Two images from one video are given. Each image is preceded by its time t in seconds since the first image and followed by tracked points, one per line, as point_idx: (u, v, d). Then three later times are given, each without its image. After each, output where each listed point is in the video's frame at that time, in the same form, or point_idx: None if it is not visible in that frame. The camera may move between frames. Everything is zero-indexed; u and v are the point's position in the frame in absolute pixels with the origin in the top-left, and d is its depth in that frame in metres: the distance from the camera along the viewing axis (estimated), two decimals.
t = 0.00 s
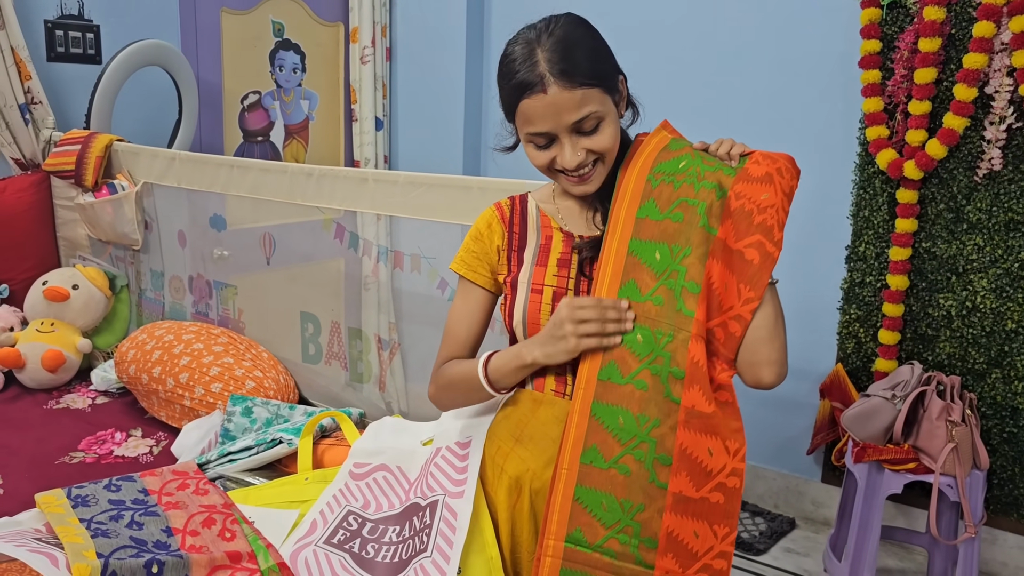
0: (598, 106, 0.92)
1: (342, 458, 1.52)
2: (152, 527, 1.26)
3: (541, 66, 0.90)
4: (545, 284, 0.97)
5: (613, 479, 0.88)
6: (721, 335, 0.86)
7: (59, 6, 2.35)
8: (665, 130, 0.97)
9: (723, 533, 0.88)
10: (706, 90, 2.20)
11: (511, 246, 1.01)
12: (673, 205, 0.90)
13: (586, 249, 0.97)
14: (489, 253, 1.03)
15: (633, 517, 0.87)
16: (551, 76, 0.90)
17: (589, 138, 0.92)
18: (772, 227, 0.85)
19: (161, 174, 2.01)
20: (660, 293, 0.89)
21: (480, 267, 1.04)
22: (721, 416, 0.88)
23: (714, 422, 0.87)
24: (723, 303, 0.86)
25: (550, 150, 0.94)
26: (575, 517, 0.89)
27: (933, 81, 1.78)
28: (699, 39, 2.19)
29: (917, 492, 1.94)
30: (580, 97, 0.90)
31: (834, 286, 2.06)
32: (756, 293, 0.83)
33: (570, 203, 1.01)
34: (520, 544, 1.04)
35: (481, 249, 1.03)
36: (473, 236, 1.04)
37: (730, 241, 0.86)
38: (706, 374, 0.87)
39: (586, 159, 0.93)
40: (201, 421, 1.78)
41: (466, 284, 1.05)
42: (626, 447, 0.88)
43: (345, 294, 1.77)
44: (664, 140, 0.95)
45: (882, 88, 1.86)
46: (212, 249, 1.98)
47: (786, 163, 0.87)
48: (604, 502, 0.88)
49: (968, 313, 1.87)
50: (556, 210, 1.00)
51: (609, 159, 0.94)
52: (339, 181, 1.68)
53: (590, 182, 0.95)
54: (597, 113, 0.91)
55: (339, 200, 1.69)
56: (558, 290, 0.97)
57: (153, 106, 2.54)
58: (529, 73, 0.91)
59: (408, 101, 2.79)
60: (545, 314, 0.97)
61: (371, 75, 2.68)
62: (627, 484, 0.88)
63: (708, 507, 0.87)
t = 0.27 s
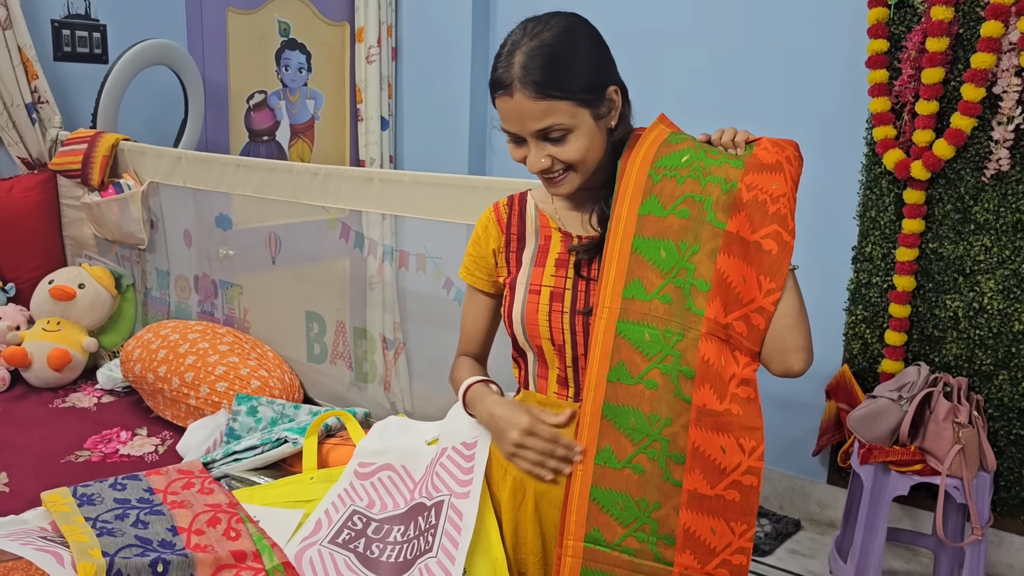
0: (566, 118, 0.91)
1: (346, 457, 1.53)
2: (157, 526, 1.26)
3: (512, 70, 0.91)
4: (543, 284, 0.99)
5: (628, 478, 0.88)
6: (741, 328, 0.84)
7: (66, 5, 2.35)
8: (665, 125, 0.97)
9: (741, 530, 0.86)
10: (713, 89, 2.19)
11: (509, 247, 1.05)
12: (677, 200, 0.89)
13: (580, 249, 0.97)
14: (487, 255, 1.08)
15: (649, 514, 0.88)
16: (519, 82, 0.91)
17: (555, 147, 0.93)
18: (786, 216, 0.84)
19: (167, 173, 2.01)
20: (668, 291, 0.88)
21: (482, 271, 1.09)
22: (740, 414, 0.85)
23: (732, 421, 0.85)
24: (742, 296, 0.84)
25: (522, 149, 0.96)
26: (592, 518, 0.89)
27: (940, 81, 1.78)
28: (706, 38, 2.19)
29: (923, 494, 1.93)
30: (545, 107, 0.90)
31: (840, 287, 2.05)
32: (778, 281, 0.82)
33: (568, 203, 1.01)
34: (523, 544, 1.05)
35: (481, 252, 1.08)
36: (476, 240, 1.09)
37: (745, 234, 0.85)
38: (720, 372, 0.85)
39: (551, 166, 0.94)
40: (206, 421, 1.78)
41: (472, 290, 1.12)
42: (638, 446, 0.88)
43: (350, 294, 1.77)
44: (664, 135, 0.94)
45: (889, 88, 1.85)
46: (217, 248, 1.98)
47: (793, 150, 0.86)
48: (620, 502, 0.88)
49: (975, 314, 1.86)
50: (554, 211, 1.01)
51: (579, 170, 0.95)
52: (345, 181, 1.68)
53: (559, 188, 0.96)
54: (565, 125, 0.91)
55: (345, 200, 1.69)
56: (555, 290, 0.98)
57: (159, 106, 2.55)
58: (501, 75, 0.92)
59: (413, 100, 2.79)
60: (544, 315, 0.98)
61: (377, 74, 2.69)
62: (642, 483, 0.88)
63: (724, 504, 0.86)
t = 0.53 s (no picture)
0: (546, 121, 0.91)
1: (355, 461, 1.53)
2: (167, 529, 1.26)
3: (493, 75, 0.92)
4: (541, 290, 1.00)
5: (634, 492, 0.88)
6: (751, 339, 0.83)
7: (78, 9, 2.36)
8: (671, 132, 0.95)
9: (747, 539, 0.85)
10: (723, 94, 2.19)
11: (509, 254, 1.05)
12: (684, 211, 0.88)
13: (579, 257, 0.97)
14: (486, 263, 1.06)
15: (656, 528, 0.88)
16: (502, 85, 0.91)
17: (538, 150, 0.93)
18: (796, 227, 0.82)
19: (177, 177, 2.03)
20: (675, 303, 0.87)
21: (482, 278, 1.06)
22: (751, 425, 0.84)
23: (743, 433, 0.85)
24: (752, 308, 0.83)
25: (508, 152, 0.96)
26: (597, 533, 0.89)
27: (951, 86, 1.77)
28: (714, 43, 2.19)
29: (932, 501, 1.92)
30: (525, 110, 0.91)
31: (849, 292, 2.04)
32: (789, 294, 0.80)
33: (570, 208, 1.00)
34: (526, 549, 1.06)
35: (480, 259, 1.07)
36: (475, 248, 1.07)
37: (754, 246, 0.84)
38: (730, 385, 0.85)
39: (534, 169, 0.94)
40: (215, 424, 1.79)
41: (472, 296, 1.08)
42: (645, 459, 0.88)
43: (359, 298, 1.78)
44: (669, 143, 0.93)
45: (899, 93, 1.85)
46: (226, 252, 1.99)
47: (803, 159, 0.85)
48: (626, 516, 0.88)
49: (986, 320, 1.85)
50: (553, 217, 1.01)
51: (563, 175, 0.94)
52: (354, 185, 1.68)
53: (545, 191, 0.95)
54: (546, 128, 0.91)
55: (354, 204, 1.70)
56: (553, 296, 0.99)
57: (170, 109, 2.56)
58: (484, 79, 0.93)
59: (422, 104, 2.80)
60: (541, 321, 0.99)
61: (386, 78, 2.71)
62: (649, 495, 0.88)
63: (731, 515, 0.85)
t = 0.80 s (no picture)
0: (557, 102, 0.93)
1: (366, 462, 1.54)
2: (179, 527, 1.27)
3: (513, 47, 0.92)
4: (533, 302, 0.99)
5: (636, 495, 0.88)
6: (748, 339, 0.84)
7: (92, 11, 2.38)
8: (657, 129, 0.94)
9: (748, 537, 0.86)
10: (734, 96, 2.19)
11: (497, 269, 1.03)
12: (676, 213, 0.88)
13: (569, 260, 0.98)
14: (475, 279, 1.03)
15: (658, 529, 0.87)
16: (521, 58, 0.91)
17: (544, 132, 0.93)
18: (790, 226, 0.84)
19: (189, 178, 2.04)
20: (671, 306, 0.87)
21: (469, 295, 1.03)
22: (749, 424, 0.85)
23: (741, 431, 0.85)
24: (747, 306, 0.84)
25: (507, 134, 0.95)
26: (599, 536, 0.88)
27: (963, 90, 1.77)
28: (726, 45, 2.18)
29: (942, 505, 1.91)
30: (542, 86, 0.92)
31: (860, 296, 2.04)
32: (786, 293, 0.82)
33: (552, 219, 1.02)
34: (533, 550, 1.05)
35: (468, 276, 1.03)
36: (461, 264, 1.03)
37: (750, 247, 0.85)
38: (727, 383, 0.85)
39: (535, 152, 0.94)
40: (226, 423, 1.80)
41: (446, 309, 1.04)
42: (645, 462, 0.88)
43: (369, 299, 1.78)
44: (657, 142, 0.93)
45: (911, 96, 1.85)
46: (236, 252, 2.00)
47: (790, 156, 0.87)
48: (627, 519, 0.88)
49: (997, 324, 1.84)
50: (538, 228, 1.02)
51: (560, 162, 0.95)
52: (365, 186, 1.69)
53: (536, 180, 0.96)
54: (556, 109, 0.93)
55: (366, 205, 1.71)
56: (546, 306, 0.99)
57: (182, 111, 2.58)
58: (501, 53, 0.93)
59: (433, 105, 2.81)
60: (538, 332, 0.99)
61: (396, 80, 2.68)
62: (650, 497, 0.87)
63: (733, 514, 0.86)
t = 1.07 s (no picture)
0: (603, 85, 0.94)
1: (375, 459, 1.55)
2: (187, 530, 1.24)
3: (559, 29, 0.93)
4: (537, 294, 0.98)
5: (657, 512, 0.87)
6: (779, 354, 0.85)
7: (102, 10, 2.39)
8: (686, 135, 0.90)
9: (766, 551, 0.86)
10: (747, 95, 2.17)
11: (502, 260, 1.03)
12: (709, 231, 0.87)
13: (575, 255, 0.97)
14: (477, 270, 1.04)
15: (680, 546, 0.87)
16: (570, 39, 0.92)
17: (588, 115, 0.94)
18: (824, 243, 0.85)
19: (199, 176, 2.04)
20: (701, 324, 0.87)
21: (471, 284, 1.05)
22: (774, 440, 0.86)
23: (765, 447, 0.86)
24: (779, 323, 0.85)
25: (547, 118, 0.95)
26: (620, 553, 0.87)
27: (973, 90, 1.76)
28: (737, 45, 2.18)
29: (950, 507, 1.91)
30: (589, 68, 0.93)
31: (869, 297, 2.04)
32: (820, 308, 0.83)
33: (560, 213, 1.02)
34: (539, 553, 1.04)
35: (470, 265, 1.04)
36: (463, 251, 1.05)
37: (785, 265, 0.85)
38: (756, 402, 0.85)
39: (581, 135, 0.94)
40: (235, 420, 1.80)
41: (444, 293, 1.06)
42: (669, 480, 0.87)
43: (376, 297, 1.78)
44: (689, 150, 0.89)
45: (920, 97, 1.84)
46: (245, 250, 2.01)
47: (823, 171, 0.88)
48: (649, 537, 0.87)
49: (1006, 325, 1.83)
50: (547, 220, 1.02)
51: (599, 147, 0.96)
52: (375, 184, 1.69)
53: (577, 165, 0.96)
54: (602, 92, 0.94)
55: (375, 204, 1.71)
56: (550, 299, 0.97)
57: (191, 109, 2.58)
58: (541, 36, 0.93)
59: (441, 105, 2.81)
60: (540, 325, 0.98)
61: (405, 79, 2.68)
62: (672, 515, 0.87)
63: (753, 529, 0.86)
